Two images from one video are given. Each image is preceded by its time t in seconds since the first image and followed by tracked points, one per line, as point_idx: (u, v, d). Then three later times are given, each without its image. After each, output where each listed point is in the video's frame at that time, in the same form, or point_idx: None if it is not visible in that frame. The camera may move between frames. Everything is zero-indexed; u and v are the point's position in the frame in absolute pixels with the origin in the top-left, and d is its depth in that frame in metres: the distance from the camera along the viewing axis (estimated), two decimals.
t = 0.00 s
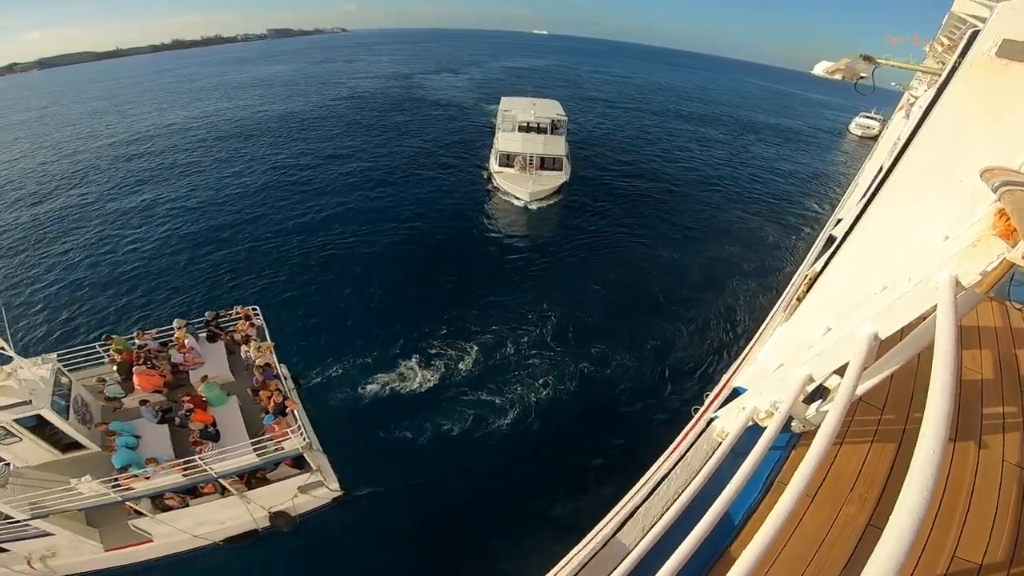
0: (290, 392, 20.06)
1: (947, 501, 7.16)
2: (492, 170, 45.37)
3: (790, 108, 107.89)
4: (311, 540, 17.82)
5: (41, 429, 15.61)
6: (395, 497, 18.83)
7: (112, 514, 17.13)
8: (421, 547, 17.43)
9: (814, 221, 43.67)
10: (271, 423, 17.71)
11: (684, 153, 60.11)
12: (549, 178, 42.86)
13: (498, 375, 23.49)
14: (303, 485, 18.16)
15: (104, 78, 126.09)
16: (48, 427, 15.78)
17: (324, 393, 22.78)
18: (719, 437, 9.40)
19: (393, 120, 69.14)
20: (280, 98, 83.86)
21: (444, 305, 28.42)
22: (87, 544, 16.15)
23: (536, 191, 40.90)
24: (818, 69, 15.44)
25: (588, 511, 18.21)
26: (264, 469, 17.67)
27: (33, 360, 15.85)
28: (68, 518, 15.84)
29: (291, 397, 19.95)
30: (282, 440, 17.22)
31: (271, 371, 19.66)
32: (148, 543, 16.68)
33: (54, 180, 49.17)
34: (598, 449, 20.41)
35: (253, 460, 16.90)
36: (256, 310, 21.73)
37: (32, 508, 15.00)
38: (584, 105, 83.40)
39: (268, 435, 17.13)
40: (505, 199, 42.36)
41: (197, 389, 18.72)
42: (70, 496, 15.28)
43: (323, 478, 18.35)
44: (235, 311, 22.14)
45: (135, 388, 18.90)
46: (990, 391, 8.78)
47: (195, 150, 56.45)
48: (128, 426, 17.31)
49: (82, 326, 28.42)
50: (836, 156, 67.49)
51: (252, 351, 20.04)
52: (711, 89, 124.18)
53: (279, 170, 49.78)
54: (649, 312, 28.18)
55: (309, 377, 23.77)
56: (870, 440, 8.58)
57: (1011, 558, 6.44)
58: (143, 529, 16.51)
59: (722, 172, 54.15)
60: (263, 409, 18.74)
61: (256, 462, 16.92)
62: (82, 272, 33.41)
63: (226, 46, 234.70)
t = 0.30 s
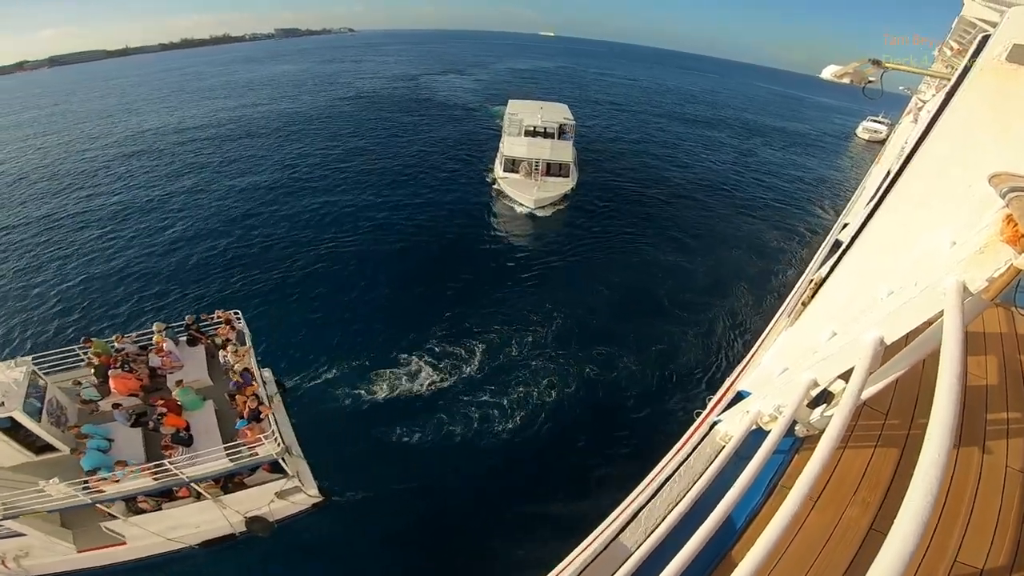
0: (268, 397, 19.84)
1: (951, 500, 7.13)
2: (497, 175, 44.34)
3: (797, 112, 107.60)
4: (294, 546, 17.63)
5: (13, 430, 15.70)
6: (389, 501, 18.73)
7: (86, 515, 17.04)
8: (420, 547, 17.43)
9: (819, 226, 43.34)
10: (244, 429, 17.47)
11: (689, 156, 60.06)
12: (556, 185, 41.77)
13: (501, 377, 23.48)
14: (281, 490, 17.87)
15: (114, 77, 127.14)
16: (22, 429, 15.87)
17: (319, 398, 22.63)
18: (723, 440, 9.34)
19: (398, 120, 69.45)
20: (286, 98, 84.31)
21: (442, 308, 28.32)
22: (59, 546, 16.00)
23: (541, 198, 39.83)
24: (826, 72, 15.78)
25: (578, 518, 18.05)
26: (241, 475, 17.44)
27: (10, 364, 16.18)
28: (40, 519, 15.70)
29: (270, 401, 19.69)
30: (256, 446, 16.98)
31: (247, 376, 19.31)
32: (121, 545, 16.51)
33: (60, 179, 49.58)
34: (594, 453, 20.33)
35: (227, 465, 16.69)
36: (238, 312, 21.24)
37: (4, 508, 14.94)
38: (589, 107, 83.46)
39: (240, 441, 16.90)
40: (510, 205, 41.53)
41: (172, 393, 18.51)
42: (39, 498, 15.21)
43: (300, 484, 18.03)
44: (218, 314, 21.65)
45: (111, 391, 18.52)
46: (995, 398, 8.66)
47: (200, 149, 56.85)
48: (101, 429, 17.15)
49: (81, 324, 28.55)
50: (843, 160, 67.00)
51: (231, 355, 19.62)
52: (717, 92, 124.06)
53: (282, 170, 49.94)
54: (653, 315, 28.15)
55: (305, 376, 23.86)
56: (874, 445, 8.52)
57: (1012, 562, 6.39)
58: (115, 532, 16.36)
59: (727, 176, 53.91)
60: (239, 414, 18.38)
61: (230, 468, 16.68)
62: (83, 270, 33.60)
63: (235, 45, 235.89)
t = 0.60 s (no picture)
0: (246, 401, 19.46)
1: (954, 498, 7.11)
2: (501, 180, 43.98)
3: (804, 115, 107.10)
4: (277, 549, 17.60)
5: None
6: (383, 502, 18.69)
7: (62, 515, 17.27)
8: (419, 548, 17.44)
9: (823, 229, 43.06)
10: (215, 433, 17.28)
11: (693, 157, 59.95)
12: (562, 192, 41.37)
13: (506, 377, 23.48)
14: (257, 495, 17.80)
15: (123, 74, 128.21)
16: None
17: (319, 400, 22.51)
18: (725, 442, 9.25)
19: (403, 120, 69.69)
20: (292, 97, 84.83)
21: (437, 309, 28.25)
22: (33, 546, 16.23)
23: (546, 205, 39.24)
24: (834, 73, 15.70)
25: (563, 524, 17.93)
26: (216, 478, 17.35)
27: None
28: (13, 519, 15.91)
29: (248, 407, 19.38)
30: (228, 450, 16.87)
31: (224, 380, 18.84)
32: (94, 546, 16.70)
33: (65, 176, 50.03)
34: (584, 454, 20.32)
35: (198, 469, 16.56)
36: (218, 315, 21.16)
37: None
38: (594, 108, 83.44)
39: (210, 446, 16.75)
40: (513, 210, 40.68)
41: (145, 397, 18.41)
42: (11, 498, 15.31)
43: (277, 489, 17.99)
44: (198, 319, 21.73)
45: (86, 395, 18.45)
46: (999, 401, 8.47)
47: (204, 147, 57.35)
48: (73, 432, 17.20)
49: (77, 322, 28.72)
50: (848, 164, 66.56)
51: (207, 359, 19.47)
52: (724, 94, 123.73)
53: (284, 169, 50.11)
54: (657, 319, 27.95)
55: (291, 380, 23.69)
56: (877, 449, 8.44)
57: (1015, 568, 6.31)
58: (88, 533, 16.53)
59: (731, 179, 53.62)
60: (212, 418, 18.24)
61: (201, 472, 16.55)
62: (82, 268, 33.83)
63: (242, 44, 236.88)
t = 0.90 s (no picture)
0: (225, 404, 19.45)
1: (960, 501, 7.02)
2: (505, 184, 42.95)
3: (810, 116, 106.69)
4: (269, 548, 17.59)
5: None
6: (384, 502, 18.71)
7: (37, 515, 17.36)
8: (420, 548, 17.45)
9: (828, 231, 42.86)
10: (186, 436, 17.26)
11: (698, 158, 59.82)
12: (566, 197, 40.08)
13: (515, 375, 23.65)
14: (234, 498, 17.84)
15: (131, 73, 129.00)
16: None
17: (322, 402, 22.43)
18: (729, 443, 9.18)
19: (407, 119, 69.88)
20: (298, 95, 85.18)
21: (437, 308, 28.34)
22: (8, 545, 16.34)
23: (550, 210, 37.92)
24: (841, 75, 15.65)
25: (554, 528, 17.84)
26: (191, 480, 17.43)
27: None
28: None
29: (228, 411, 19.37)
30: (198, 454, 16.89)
31: (200, 382, 18.83)
32: (68, 547, 16.81)
33: (68, 173, 50.31)
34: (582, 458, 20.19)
35: (169, 472, 16.63)
36: (200, 317, 21.11)
37: None
38: (599, 109, 83.36)
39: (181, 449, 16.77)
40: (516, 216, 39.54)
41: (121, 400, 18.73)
42: None
43: (254, 492, 17.99)
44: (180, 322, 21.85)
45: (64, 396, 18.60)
46: (1004, 406, 8.36)
47: (209, 144, 57.74)
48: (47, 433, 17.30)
49: (74, 319, 28.86)
50: (855, 166, 66.01)
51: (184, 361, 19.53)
52: (730, 95, 123.39)
53: (287, 167, 50.33)
54: (661, 321, 27.85)
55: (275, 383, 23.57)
56: (881, 451, 8.38)
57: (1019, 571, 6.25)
58: (62, 533, 16.65)
59: (736, 180, 53.25)
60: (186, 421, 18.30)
61: (172, 475, 16.64)
62: (81, 265, 33.96)
63: (248, 43, 238.38)
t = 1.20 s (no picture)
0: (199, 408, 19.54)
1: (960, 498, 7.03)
2: (505, 187, 41.43)
3: (812, 116, 106.58)
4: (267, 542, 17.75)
5: None
6: (382, 501, 18.73)
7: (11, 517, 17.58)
8: (420, 547, 17.44)
9: (828, 231, 42.87)
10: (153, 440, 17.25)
11: (699, 157, 59.79)
12: (567, 203, 38.81)
13: (517, 377, 23.52)
14: (207, 501, 17.84)
15: (132, 70, 128.93)
16: None
17: (304, 407, 22.21)
18: (729, 442, 9.20)
19: (407, 117, 69.87)
20: (299, 93, 85.20)
21: (436, 306, 28.45)
22: None
23: (550, 216, 36.79)
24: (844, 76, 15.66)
25: (543, 530, 17.81)
26: (163, 484, 17.39)
27: None
28: None
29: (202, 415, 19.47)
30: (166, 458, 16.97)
31: (170, 386, 19.04)
32: (40, 548, 16.95)
33: (65, 171, 50.28)
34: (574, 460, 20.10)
35: (137, 476, 16.72)
36: (174, 320, 21.34)
37: None
38: (601, 107, 83.30)
39: (148, 453, 16.78)
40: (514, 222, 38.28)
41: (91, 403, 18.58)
42: None
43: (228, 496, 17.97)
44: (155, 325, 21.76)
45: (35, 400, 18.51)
46: (1004, 406, 8.34)
47: (208, 142, 57.82)
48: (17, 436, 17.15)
49: (66, 318, 28.80)
50: (857, 167, 65.66)
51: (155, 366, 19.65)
52: (732, 95, 123.29)
53: (287, 165, 50.38)
54: (661, 320, 27.84)
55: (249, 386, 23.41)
56: (880, 451, 8.36)
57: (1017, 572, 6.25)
58: (33, 534, 16.80)
59: (736, 180, 53.00)
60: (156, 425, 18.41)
61: (140, 479, 16.75)
62: (74, 264, 33.89)
63: (248, 41, 238.15)
